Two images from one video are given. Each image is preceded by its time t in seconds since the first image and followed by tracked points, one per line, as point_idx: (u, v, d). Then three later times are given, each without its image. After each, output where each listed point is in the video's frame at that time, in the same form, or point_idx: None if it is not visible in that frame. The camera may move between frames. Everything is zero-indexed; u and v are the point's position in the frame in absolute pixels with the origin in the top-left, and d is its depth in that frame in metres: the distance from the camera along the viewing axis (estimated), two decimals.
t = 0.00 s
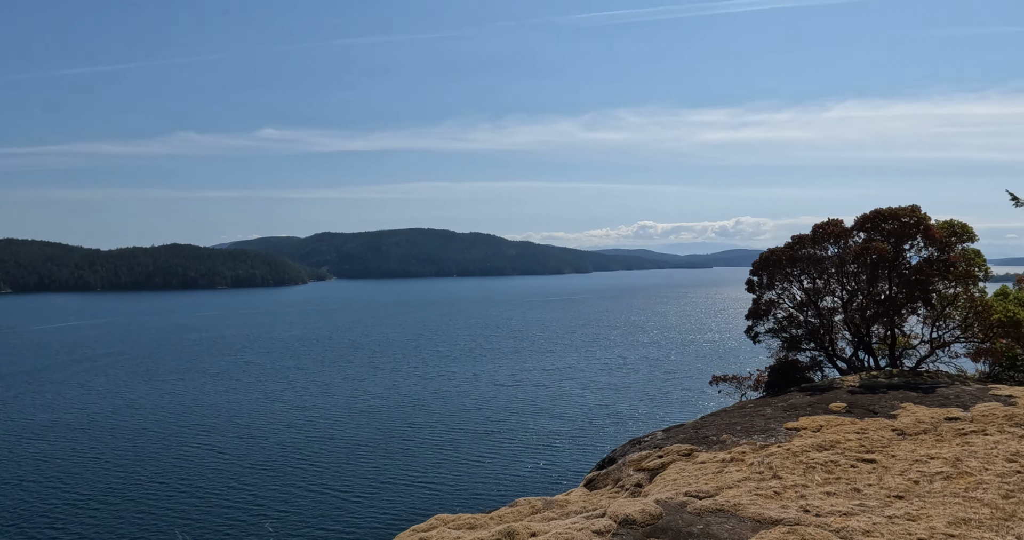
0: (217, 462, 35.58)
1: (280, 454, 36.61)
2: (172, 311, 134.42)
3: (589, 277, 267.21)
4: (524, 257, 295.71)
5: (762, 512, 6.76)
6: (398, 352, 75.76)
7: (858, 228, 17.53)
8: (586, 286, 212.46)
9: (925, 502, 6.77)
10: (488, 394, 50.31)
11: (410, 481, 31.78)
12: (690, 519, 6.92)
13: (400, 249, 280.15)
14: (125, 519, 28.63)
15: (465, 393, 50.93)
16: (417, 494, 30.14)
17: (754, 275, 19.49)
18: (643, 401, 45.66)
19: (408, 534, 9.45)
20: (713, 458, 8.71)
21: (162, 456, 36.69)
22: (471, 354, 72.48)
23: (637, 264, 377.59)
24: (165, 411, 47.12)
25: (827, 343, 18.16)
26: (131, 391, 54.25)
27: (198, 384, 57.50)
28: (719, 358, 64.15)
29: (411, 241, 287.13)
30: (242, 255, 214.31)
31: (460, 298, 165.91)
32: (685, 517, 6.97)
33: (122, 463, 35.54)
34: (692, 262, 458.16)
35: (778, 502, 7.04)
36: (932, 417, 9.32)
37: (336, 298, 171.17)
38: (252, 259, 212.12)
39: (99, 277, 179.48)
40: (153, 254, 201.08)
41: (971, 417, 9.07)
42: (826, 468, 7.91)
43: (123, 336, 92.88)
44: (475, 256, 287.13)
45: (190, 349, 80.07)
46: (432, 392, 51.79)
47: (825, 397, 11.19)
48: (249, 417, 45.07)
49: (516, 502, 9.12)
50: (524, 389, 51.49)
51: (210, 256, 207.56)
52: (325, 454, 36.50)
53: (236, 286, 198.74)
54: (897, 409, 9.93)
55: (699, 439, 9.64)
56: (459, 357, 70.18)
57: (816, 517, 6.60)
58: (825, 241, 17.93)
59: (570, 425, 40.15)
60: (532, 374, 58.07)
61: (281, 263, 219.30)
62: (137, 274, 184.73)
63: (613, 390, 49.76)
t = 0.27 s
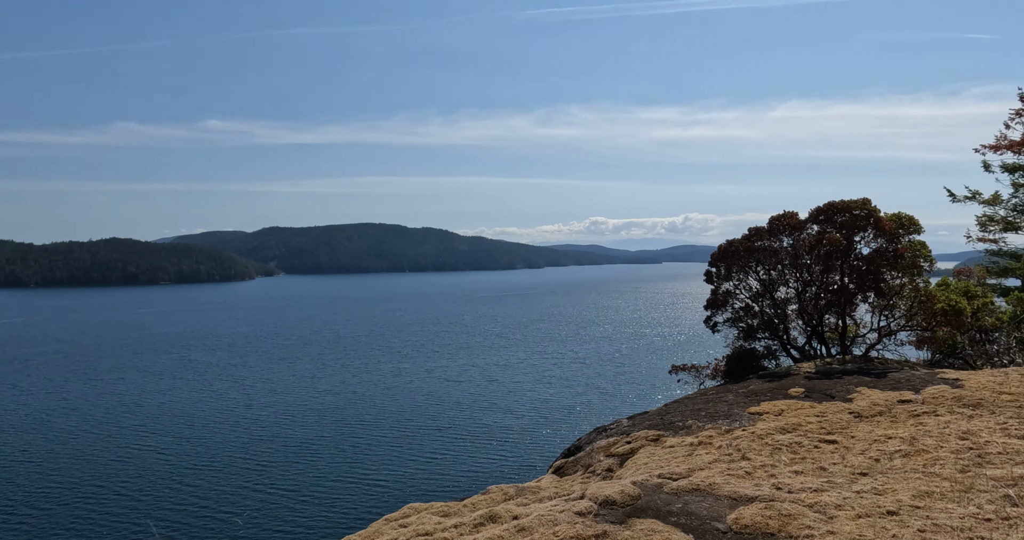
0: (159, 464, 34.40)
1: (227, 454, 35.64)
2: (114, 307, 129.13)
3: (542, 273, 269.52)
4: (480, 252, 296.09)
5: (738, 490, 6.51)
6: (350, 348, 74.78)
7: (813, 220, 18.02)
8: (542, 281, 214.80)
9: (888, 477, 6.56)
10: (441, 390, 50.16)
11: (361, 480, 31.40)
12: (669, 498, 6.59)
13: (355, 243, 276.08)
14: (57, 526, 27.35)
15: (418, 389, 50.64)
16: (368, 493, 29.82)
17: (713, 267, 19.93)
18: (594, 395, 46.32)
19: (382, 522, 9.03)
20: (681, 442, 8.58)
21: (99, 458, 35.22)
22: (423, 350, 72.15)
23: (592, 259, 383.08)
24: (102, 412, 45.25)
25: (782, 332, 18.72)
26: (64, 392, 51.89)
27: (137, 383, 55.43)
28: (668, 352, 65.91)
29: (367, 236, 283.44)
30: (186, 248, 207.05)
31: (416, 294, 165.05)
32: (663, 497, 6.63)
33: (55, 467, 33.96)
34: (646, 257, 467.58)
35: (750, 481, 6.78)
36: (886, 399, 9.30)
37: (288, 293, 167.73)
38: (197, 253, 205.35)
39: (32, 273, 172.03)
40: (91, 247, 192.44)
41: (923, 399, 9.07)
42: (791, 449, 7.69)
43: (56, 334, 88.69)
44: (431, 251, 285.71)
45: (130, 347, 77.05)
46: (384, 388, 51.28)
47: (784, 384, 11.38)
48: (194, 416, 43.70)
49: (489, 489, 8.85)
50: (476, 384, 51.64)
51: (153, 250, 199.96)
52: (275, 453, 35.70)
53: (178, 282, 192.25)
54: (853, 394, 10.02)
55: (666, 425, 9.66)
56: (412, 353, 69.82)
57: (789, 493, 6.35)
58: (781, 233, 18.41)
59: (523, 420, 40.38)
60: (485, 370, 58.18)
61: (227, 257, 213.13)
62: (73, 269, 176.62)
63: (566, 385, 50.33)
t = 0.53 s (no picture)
0: (93, 473, 32.84)
1: (167, 462, 34.32)
2: (45, 310, 122.96)
3: (495, 274, 270.38)
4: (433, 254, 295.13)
5: (716, 482, 6.50)
6: (296, 350, 73.22)
7: (769, 220, 18.58)
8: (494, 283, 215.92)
9: (857, 467, 6.66)
10: (390, 392, 49.66)
11: (308, 485, 30.77)
12: (649, 493, 6.52)
13: (306, 243, 270.40)
14: None
15: (367, 391, 49.97)
16: (314, 498, 29.27)
17: (672, 266, 20.30)
18: (544, 396, 46.77)
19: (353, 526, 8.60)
20: (652, 437, 8.62)
21: (26, 469, 33.35)
22: (372, 352, 71.21)
23: (544, 260, 386.81)
24: (27, 420, 42.80)
25: (738, 329, 19.22)
26: None
27: (67, 389, 52.71)
28: (615, 352, 67.30)
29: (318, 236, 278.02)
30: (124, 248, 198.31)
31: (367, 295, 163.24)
32: (644, 491, 6.55)
33: None
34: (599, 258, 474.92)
35: (727, 473, 6.80)
36: (844, 393, 9.61)
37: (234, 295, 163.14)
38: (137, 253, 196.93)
39: None
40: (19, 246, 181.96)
41: (878, 393, 9.40)
42: (759, 442, 7.79)
43: None
44: (384, 251, 282.67)
45: (61, 351, 73.20)
46: (331, 391, 50.37)
47: (745, 380, 11.70)
48: (129, 423, 41.89)
49: (462, 489, 8.61)
50: (426, 386, 51.41)
51: (87, 250, 190.67)
52: (218, 459, 34.60)
53: (115, 284, 183.90)
54: (812, 388, 10.34)
55: (634, 422, 9.77)
56: (360, 355, 68.99)
57: (766, 484, 6.38)
58: (738, 233, 18.91)
59: (473, 421, 40.42)
60: (435, 371, 57.92)
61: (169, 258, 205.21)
62: None
63: (516, 386, 50.63)
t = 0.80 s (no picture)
0: (33, 485, 31.56)
1: (114, 471, 33.22)
2: None
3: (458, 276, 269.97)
4: (397, 256, 292.80)
5: (723, 473, 6.51)
6: (251, 354, 71.64)
7: (743, 218, 18.96)
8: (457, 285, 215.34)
9: (855, 455, 6.78)
10: (348, 395, 49.07)
11: (263, 491, 30.23)
12: (658, 485, 6.47)
13: (266, 244, 264.99)
14: None
15: (323, 395, 49.26)
16: (269, 506, 28.67)
17: (648, 264, 20.47)
18: (503, 398, 46.88)
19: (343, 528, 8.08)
20: (644, 431, 8.64)
21: None
22: (329, 355, 70.16)
23: (507, 262, 387.67)
24: None
25: (711, 327, 19.52)
26: None
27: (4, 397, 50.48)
28: (575, 353, 67.81)
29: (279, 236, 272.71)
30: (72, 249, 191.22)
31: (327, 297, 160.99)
32: (652, 483, 6.49)
33: None
34: (563, 260, 478.10)
35: (730, 464, 6.82)
36: (826, 386, 9.84)
37: (189, 298, 159.09)
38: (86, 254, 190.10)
39: None
40: None
41: (858, 385, 9.66)
42: (752, 434, 7.89)
43: None
44: (347, 252, 279.02)
45: None
46: (288, 396, 49.45)
47: (727, 375, 11.88)
48: (72, 431, 40.37)
49: (455, 486, 8.29)
50: (386, 389, 50.87)
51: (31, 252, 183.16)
52: (169, 467, 33.70)
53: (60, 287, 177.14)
54: (793, 382, 10.56)
55: (621, 417, 9.81)
56: (317, 358, 67.89)
57: (772, 474, 6.42)
58: (713, 231, 19.22)
59: (432, 424, 40.24)
60: (393, 374, 57.41)
61: (120, 260, 198.64)
62: None
63: (475, 388, 50.58)
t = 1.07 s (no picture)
0: None
1: (59, 481, 32.01)
2: None
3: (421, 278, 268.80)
4: (359, 258, 289.74)
5: (718, 479, 6.56)
6: (206, 359, 69.88)
7: (715, 224, 19.37)
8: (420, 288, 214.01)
9: (841, 459, 6.93)
10: (306, 400, 48.30)
11: (217, 498, 29.59)
12: (654, 492, 6.47)
13: (226, 246, 258.88)
14: None
15: (280, 400, 48.36)
16: (222, 514, 27.97)
17: (620, 269, 20.70)
18: (464, 400, 46.95)
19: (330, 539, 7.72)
20: (629, 437, 8.69)
21: None
22: (287, 359, 68.93)
23: (471, 265, 387.68)
24: None
25: (683, 331, 19.84)
26: None
27: None
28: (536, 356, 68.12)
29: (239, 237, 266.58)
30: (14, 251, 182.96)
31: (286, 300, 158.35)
32: (648, 490, 6.49)
33: None
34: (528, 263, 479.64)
35: (722, 470, 6.88)
36: (801, 390, 10.09)
37: (141, 302, 154.65)
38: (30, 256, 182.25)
39: None
40: None
41: (832, 388, 9.93)
42: (737, 439, 8.02)
43: None
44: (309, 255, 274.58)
45: None
46: (242, 401, 48.37)
47: (703, 379, 12.07)
48: (12, 441, 38.69)
49: (441, 495, 8.14)
50: (345, 393, 50.20)
51: None
52: (118, 476, 32.66)
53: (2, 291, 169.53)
54: (769, 386, 10.80)
55: (603, 423, 9.86)
56: (275, 362, 66.60)
57: (765, 479, 6.50)
58: (685, 236, 19.57)
59: (392, 428, 39.98)
60: (353, 378, 56.73)
61: (67, 263, 191.20)
62: None
63: (436, 391, 50.46)
